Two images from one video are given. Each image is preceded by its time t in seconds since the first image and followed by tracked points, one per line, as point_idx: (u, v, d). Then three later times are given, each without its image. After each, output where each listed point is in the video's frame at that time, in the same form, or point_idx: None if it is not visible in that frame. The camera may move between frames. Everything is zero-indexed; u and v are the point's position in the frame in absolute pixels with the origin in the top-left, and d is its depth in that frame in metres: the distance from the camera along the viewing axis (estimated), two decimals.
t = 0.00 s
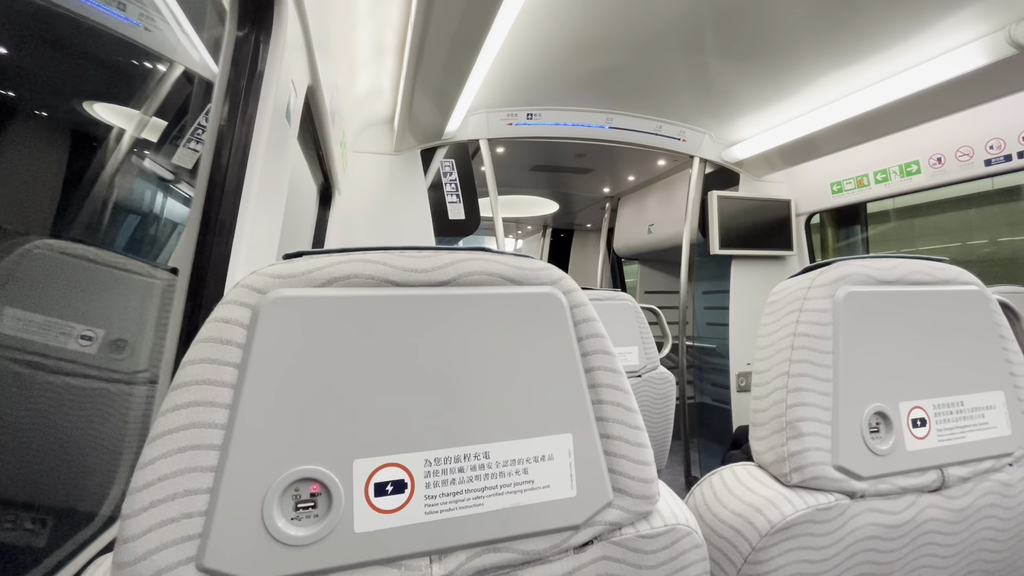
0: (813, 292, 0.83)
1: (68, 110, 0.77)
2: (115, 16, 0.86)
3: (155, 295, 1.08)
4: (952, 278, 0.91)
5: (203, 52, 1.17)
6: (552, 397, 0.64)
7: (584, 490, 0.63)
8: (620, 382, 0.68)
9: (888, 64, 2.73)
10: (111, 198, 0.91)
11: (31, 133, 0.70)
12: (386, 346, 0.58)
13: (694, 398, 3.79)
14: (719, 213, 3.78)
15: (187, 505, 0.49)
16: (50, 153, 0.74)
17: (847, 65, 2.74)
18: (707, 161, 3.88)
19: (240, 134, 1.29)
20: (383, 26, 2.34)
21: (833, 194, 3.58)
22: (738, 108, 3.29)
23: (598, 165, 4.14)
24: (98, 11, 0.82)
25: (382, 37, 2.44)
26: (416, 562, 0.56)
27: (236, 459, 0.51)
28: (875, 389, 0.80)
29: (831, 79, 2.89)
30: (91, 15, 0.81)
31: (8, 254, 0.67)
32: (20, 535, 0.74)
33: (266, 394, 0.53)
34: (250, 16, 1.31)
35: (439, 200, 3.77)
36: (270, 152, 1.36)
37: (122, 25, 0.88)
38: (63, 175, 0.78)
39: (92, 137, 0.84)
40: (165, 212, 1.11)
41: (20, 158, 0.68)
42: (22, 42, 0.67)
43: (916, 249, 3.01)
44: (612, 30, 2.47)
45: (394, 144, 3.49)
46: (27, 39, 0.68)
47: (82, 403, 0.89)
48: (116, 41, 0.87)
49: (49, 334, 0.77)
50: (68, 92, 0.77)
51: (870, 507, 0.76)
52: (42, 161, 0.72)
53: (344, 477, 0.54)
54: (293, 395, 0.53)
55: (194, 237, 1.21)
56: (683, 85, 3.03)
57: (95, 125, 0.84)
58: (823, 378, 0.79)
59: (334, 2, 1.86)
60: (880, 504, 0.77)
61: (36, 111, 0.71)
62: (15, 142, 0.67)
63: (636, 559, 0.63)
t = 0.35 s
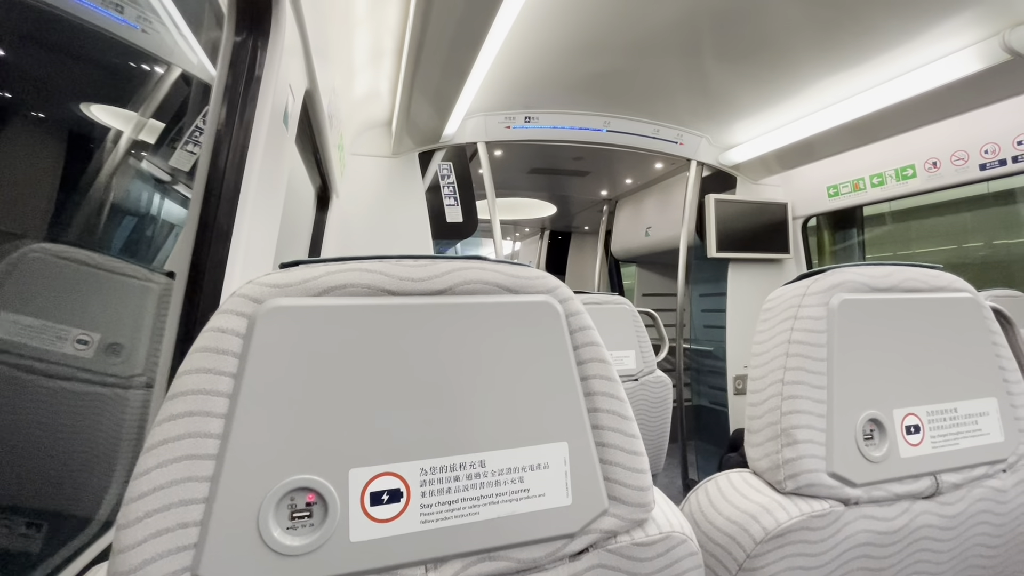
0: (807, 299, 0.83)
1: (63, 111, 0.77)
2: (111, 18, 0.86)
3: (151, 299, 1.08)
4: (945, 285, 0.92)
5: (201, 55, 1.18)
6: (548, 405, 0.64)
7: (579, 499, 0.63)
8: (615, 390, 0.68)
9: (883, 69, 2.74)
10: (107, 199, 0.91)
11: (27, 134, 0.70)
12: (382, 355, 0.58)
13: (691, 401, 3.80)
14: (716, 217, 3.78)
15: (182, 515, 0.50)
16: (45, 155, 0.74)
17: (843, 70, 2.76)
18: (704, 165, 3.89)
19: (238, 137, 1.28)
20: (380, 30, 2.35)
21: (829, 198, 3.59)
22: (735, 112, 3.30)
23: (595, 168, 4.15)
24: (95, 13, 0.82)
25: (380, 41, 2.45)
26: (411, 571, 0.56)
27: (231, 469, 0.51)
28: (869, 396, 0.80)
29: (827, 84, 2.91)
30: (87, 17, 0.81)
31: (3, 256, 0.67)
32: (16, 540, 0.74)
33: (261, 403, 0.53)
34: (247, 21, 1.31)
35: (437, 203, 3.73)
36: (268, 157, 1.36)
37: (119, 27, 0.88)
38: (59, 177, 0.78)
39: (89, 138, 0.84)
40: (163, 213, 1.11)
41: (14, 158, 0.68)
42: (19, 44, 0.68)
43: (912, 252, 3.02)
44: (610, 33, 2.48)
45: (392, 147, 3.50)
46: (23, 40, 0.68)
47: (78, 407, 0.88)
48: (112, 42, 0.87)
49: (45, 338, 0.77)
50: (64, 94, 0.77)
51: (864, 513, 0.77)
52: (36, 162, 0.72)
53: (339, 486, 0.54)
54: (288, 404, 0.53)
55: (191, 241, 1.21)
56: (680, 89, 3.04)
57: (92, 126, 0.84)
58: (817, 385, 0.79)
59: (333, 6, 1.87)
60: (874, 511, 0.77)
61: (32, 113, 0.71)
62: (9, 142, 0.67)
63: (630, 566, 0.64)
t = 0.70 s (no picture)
0: (804, 306, 0.83)
1: (62, 112, 0.78)
2: (111, 20, 0.86)
3: (150, 303, 1.08)
4: (941, 291, 0.92)
5: (200, 58, 1.18)
6: (546, 413, 0.64)
7: (577, 506, 0.63)
8: (613, 397, 0.69)
9: (881, 73, 2.75)
10: (106, 201, 0.91)
11: (27, 135, 0.71)
12: (380, 363, 0.58)
13: (690, 403, 3.80)
14: (715, 219, 3.78)
15: (180, 524, 0.50)
16: (44, 156, 0.74)
17: (841, 74, 2.77)
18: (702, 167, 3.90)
19: (237, 140, 1.28)
20: (379, 33, 2.36)
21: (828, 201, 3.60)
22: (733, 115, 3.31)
23: (594, 170, 4.16)
24: (95, 14, 0.83)
25: (379, 44, 2.46)
26: None
27: (228, 477, 0.51)
28: (866, 403, 0.81)
29: (825, 87, 2.92)
30: (86, 18, 0.81)
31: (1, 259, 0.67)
32: (11, 543, 0.74)
33: (259, 412, 0.53)
34: (246, 26, 1.31)
35: (436, 205, 3.68)
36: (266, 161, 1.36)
37: (118, 28, 0.88)
38: (58, 177, 0.78)
39: (87, 139, 0.84)
40: (161, 214, 1.11)
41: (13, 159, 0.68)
42: (17, 44, 0.68)
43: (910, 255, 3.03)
44: (608, 36, 2.48)
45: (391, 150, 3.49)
46: (21, 41, 0.69)
47: (75, 410, 0.88)
48: (111, 43, 0.87)
49: (43, 341, 0.77)
50: (64, 95, 0.78)
51: (861, 520, 0.77)
52: (36, 163, 0.73)
53: (337, 494, 0.54)
54: (287, 412, 0.54)
55: (190, 243, 1.21)
56: (679, 92, 3.05)
57: (91, 127, 0.85)
58: (814, 392, 0.79)
59: (332, 9, 1.87)
60: (871, 517, 0.78)
61: (32, 113, 0.71)
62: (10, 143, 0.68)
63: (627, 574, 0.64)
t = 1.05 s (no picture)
0: (800, 313, 0.84)
1: (59, 115, 0.77)
2: (109, 22, 0.86)
3: (147, 306, 1.08)
4: (935, 298, 0.93)
5: (198, 60, 1.18)
6: (544, 420, 0.64)
7: (574, 514, 0.63)
8: (610, 405, 0.69)
9: (877, 78, 2.77)
10: (102, 202, 0.91)
11: (21, 137, 0.71)
12: (378, 372, 0.58)
13: (687, 405, 3.81)
14: (712, 222, 3.79)
15: (178, 532, 0.50)
16: (40, 158, 0.74)
17: (837, 79, 2.78)
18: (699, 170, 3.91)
19: (235, 144, 1.27)
20: (377, 37, 2.36)
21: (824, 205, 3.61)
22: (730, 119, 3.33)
23: (592, 173, 4.17)
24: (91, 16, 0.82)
25: (377, 48, 2.46)
26: None
27: (226, 486, 0.51)
28: (861, 409, 0.81)
29: (821, 92, 2.93)
30: (82, 19, 0.81)
31: None
32: (6, 549, 0.73)
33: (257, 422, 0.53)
34: (245, 31, 1.31)
35: (434, 207, 3.67)
36: (264, 165, 1.36)
37: (114, 30, 0.88)
38: (54, 180, 0.77)
39: (85, 141, 0.84)
40: (158, 215, 1.11)
41: (9, 160, 0.68)
42: (11, 45, 0.68)
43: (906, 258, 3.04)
44: (605, 40, 2.48)
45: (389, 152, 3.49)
46: (14, 42, 0.69)
47: (71, 414, 0.88)
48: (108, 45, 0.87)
49: (38, 345, 0.77)
50: (62, 96, 0.77)
51: (856, 526, 0.77)
52: (31, 165, 0.72)
53: (334, 503, 0.54)
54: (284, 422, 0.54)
55: (187, 247, 1.20)
56: (676, 96, 3.06)
57: (89, 129, 0.84)
58: (810, 399, 0.80)
59: (330, 13, 1.88)
60: (866, 523, 0.78)
61: (27, 114, 0.71)
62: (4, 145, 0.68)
63: None
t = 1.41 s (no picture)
0: (797, 320, 0.84)
1: (52, 115, 0.76)
2: (102, 22, 0.85)
3: (140, 309, 1.07)
4: (931, 304, 0.93)
5: (192, 61, 1.17)
6: (542, 429, 0.64)
7: (572, 523, 0.63)
8: (607, 413, 0.69)
9: (871, 82, 2.79)
10: (95, 202, 0.90)
11: (11, 137, 0.69)
12: (375, 381, 0.58)
13: (682, 407, 3.82)
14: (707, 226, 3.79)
15: (170, 546, 0.49)
16: (31, 160, 0.73)
17: (832, 83, 2.80)
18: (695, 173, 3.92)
19: (229, 145, 1.25)
20: (374, 39, 2.36)
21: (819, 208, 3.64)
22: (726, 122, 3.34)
23: (589, 176, 4.18)
24: (86, 17, 0.82)
25: (373, 51, 2.46)
26: None
27: (220, 498, 0.50)
28: (857, 416, 0.81)
29: (817, 96, 2.95)
30: (77, 20, 0.81)
31: None
32: None
33: (252, 432, 0.52)
34: (240, 33, 1.29)
35: (429, 209, 3.80)
36: (259, 168, 1.34)
37: (108, 31, 0.87)
38: (47, 181, 0.77)
39: (77, 142, 0.83)
40: (151, 216, 1.09)
41: None
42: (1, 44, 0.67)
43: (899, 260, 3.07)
44: (602, 42, 2.48)
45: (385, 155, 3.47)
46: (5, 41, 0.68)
47: (64, 419, 0.86)
48: (101, 44, 0.86)
49: (29, 349, 0.76)
50: (53, 96, 0.76)
51: (853, 533, 0.77)
52: (21, 166, 0.71)
53: (330, 514, 0.53)
54: (279, 433, 0.53)
55: (181, 250, 1.19)
56: (672, 100, 3.07)
57: (82, 130, 0.84)
58: (806, 406, 0.80)
59: (327, 15, 1.87)
60: (864, 530, 0.78)
61: (19, 114, 0.71)
62: None
63: None
